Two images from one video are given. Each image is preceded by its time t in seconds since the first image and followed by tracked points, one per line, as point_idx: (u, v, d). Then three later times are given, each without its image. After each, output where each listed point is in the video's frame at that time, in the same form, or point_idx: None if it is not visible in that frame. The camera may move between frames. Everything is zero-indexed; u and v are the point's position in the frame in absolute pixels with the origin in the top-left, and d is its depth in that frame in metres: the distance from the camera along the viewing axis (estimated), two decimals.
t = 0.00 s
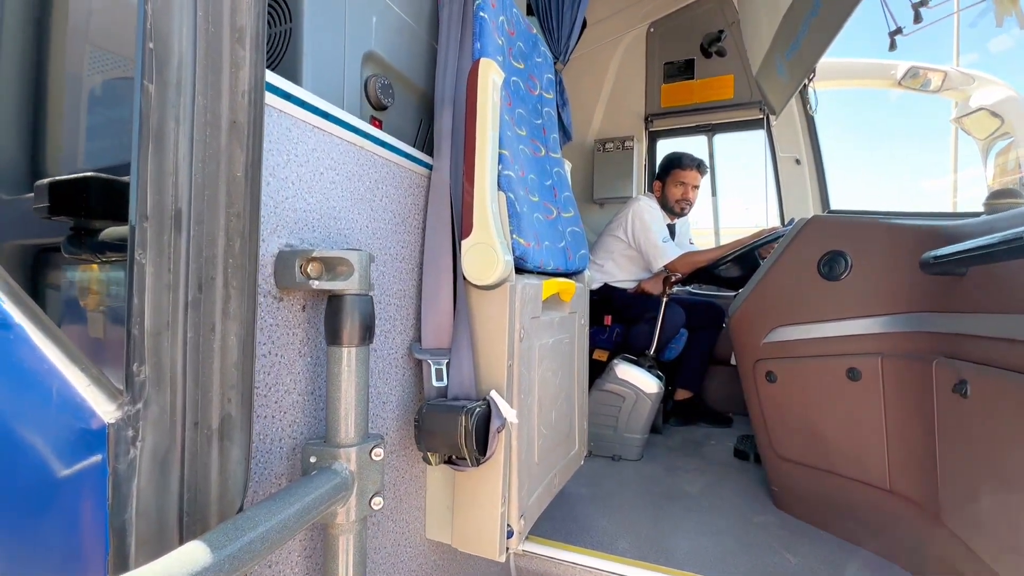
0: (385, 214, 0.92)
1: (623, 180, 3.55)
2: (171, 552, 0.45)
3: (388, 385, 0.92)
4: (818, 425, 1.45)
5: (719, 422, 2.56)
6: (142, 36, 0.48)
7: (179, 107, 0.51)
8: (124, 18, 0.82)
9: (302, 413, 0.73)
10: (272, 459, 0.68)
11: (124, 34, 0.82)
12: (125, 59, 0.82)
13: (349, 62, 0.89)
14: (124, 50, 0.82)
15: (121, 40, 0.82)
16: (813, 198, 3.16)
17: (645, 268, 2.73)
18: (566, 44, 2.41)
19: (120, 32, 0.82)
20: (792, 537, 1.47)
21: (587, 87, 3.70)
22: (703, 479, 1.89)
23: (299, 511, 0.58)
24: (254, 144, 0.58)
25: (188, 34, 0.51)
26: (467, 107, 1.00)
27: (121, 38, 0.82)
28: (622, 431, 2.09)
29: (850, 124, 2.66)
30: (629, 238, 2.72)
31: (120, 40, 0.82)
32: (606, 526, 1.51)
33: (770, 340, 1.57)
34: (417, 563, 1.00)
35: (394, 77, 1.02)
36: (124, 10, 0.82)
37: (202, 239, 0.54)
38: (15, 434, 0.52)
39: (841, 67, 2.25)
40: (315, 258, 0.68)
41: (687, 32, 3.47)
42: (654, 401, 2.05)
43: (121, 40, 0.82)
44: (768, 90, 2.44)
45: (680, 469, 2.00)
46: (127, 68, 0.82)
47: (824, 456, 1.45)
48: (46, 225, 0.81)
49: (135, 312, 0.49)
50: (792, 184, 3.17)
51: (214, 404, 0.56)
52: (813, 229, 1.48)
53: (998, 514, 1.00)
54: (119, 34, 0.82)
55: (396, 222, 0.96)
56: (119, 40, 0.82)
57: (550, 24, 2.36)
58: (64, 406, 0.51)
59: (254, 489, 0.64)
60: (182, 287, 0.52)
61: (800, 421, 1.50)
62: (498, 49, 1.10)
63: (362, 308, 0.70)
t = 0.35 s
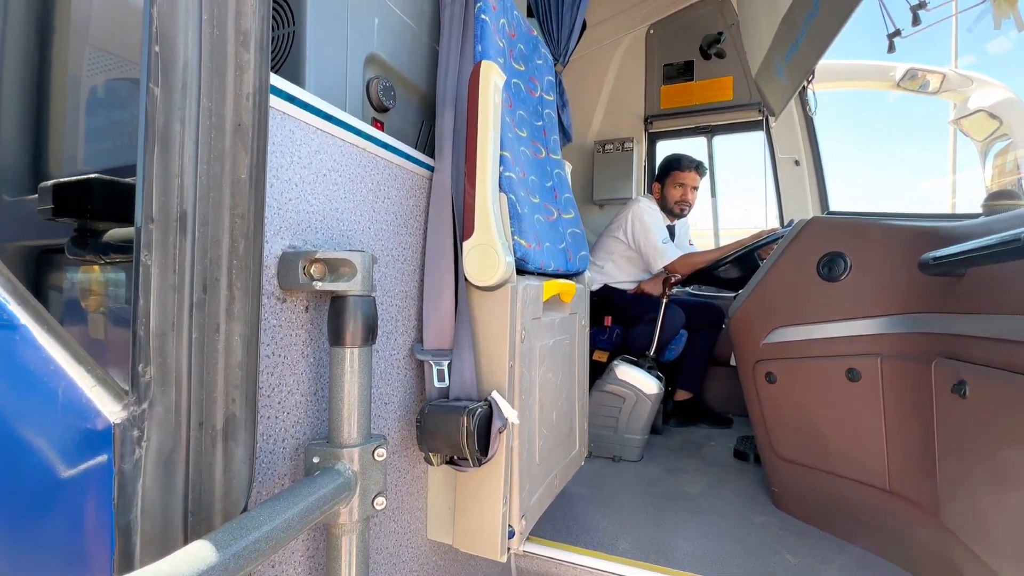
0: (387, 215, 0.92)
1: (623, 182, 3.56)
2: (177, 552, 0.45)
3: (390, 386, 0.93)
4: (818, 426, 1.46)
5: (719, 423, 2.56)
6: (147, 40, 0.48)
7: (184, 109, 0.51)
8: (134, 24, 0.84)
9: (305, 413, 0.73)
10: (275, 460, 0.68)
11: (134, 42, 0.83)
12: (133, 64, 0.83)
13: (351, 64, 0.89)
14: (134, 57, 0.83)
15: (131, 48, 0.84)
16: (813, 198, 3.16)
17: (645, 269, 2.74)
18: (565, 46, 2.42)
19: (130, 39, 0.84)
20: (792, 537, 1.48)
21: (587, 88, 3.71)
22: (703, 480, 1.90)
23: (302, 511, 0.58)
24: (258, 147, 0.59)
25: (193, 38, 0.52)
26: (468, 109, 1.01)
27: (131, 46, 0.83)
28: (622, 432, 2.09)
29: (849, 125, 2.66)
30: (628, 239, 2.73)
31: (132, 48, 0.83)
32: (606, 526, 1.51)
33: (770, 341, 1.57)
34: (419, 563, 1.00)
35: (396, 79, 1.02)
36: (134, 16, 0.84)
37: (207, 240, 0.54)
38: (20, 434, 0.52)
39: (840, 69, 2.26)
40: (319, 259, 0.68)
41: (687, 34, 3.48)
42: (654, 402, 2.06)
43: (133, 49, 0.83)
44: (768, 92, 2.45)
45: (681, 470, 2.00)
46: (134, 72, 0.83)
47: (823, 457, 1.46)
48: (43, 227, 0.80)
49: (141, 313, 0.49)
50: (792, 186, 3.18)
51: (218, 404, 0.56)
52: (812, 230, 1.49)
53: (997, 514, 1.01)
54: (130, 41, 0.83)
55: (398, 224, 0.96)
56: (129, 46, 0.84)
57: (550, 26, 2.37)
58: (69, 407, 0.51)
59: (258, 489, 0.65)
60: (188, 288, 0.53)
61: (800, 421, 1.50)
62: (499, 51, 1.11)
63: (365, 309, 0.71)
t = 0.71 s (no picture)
0: (389, 215, 0.92)
1: (622, 183, 3.56)
2: (182, 550, 0.46)
3: (392, 386, 0.93)
4: (818, 427, 1.46)
5: (719, 424, 2.57)
6: (153, 39, 0.49)
7: (189, 109, 0.51)
8: (134, 23, 0.82)
9: (307, 413, 0.74)
10: (278, 459, 0.68)
11: (133, 41, 0.82)
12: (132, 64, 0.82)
13: (354, 64, 0.90)
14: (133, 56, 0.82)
15: (130, 46, 0.82)
16: (812, 198, 3.16)
17: (645, 270, 2.75)
18: (565, 47, 2.43)
19: (130, 38, 0.82)
20: (792, 538, 1.48)
21: (587, 89, 3.72)
22: (703, 481, 1.90)
23: (306, 509, 0.58)
24: (263, 146, 0.59)
25: (198, 37, 0.52)
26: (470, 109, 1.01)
27: (130, 45, 0.82)
28: (622, 433, 2.09)
29: (849, 127, 2.67)
30: (628, 240, 2.73)
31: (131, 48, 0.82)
32: (606, 527, 1.51)
33: (770, 342, 1.58)
34: (420, 563, 1.00)
35: (398, 79, 1.02)
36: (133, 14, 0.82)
37: (212, 239, 0.54)
38: (21, 434, 0.52)
39: (839, 70, 2.27)
40: (322, 258, 0.69)
41: (686, 35, 3.49)
42: (654, 402, 2.06)
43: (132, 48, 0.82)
44: (767, 93, 2.46)
45: (680, 471, 2.01)
46: (133, 73, 0.82)
47: (824, 457, 1.46)
48: (48, 227, 0.81)
49: (146, 312, 0.49)
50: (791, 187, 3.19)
51: (222, 403, 0.56)
52: (812, 231, 1.49)
53: (997, 513, 1.01)
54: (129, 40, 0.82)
55: (400, 223, 0.96)
56: (129, 45, 0.82)
57: (550, 27, 2.38)
58: (73, 405, 0.51)
59: (261, 488, 0.65)
60: (192, 287, 0.53)
61: (800, 422, 1.51)
62: (501, 52, 1.11)
63: (367, 308, 0.71)
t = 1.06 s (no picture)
0: (385, 216, 0.92)
1: (621, 184, 3.57)
2: (172, 551, 0.45)
3: (388, 386, 0.93)
4: (815, 428, 1.46)
5: (717, 426, 2.56)
6: (146, 37, 0.48)
7: (183, 107, 0.51)
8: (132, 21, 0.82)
9: (302, 413, 0.73)
10: (272, 460, 0.68)
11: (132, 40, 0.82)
12: (130, 64, 0.82)
13: (351, 64, 0.89)
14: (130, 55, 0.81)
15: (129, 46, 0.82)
16: (810, 200, 3.18)
17: (643, 272, 2.75)
18: (564, 48, 2.43)
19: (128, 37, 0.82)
20: (789, 540, 1.48)
21: (586, 90, 3.72)
22: (701, 483, 1.90)
23: (298, 510, 0.58)
24: (256, 146, 0.59)
25: (192, 36, 0.52)
26: (467, 110, 1.01)
27: (128, 44, 0.82)
28: (620, 434, 2.09)
29: (847, 128, 2.67)
30: (627, 241, 2.73)
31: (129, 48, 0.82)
32: (604, 528, 1.51)
33: (767, 343, 1.58)
34: (415, 565, 1.00)
35: (394, 79, 1.02)
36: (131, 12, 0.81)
37: (205, 239, 0.54)
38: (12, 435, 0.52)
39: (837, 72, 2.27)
40: (316, 258, 0.68)
41: (685, 37, 3.49)
42: (652, 404, 2.06)
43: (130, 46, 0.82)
44: (766, 94, 2.46)
45: (678, 473, 2.00)
46: (131, 73, 0.81)
47: (821, 459, 1.46)
48: (47, 228, 0.81)
49: (138, 312, 0.49)
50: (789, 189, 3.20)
51: (214, 403, 0.56)
52: (809, 232, 1.50)
53: (994, 515, 1.01)
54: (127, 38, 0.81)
55: (396, 224, 0.96)
56: (127, 44, 0.82)
57: (549, 29, 2.39)
58: (65, 405, 0.51)
59: (254, 489, 0.65)
60: (185, 287, 0.52)
61: (797, 423, 1.51)
62: (498, 53, 1.11)
63: (362, 309, 0.71)
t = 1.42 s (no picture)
0: (385, 218, 0.93)
1: (620, 187, 3.58)
2: (176, 550, 0.46)
3: (388, 388, 0.93)
4: (812, 430, 1.47)
5: (714, 428, 2.57)
6: (151, 44, 0.49)
7: (187, 112, 0.52)
8: (137, 24, 0.84)
9: (303, 415, 0.74)
10: (273, 461, 0.69)
11: (134, 43, 0.83)
12: (132, 66, 0.83)
13: (352, 68, 0.90)
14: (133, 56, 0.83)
15: (131, 49, 0.83)
16: (808, 203, 3.17)
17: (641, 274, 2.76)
18: (563, 51, 2.44)
19: (130, 40, 0.84)
20: (786, 541, 1.49)
21: (585, 93, 3.73)
22: (699, 484, 1.90)
23: (300, 510, 0.59)
24: (259, 150, 0.60)
25: (196, 43, 0.52)
26: (467, 113, 1.02)
27: (131, 46, 0.83)
28: (618, 436, 2.10)
29: (844, 132, 2.69)
30: (625, 243, 2.74)
31: (132, 52, 0.83)
32: (601, 530, 1.51)
33: (765, 346, 1.59)
34: (415, 565, 1.01)
35: (394, 83, 1.03)
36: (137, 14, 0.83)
37: (208, 241, 0.55)
38: (14, 436, 0.52)
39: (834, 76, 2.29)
40: (317, 261, 0.69)
41: (683, 40, 3.50)
42: (650, 405, 2.06)
43: (132, 49, 0.83)
44: (764, 98, 2.47)
45: (676, 474, 2.01)
46: (133, 74, 0.82)
47: (817, 460, 1.47)
48: (45, 228, 0.80)
49: (141, 314, 0.50)
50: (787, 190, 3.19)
51: (217, 405, 0.57)
52: (806, 235, 1.51)
53: (989, 517, 1.02)
54: (131, 41, 0.83)
55: (397, 226, 0.97)
56: (129, 45, 0.84)
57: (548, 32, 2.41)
58: (68, 406, 0.52)
59: (255, 490, 0.65)
60: (189, 289, 0.53)
61: (794, 425, 1.51)
62: (497, 57, 1.12)
63: (363, 311, 0.71)
